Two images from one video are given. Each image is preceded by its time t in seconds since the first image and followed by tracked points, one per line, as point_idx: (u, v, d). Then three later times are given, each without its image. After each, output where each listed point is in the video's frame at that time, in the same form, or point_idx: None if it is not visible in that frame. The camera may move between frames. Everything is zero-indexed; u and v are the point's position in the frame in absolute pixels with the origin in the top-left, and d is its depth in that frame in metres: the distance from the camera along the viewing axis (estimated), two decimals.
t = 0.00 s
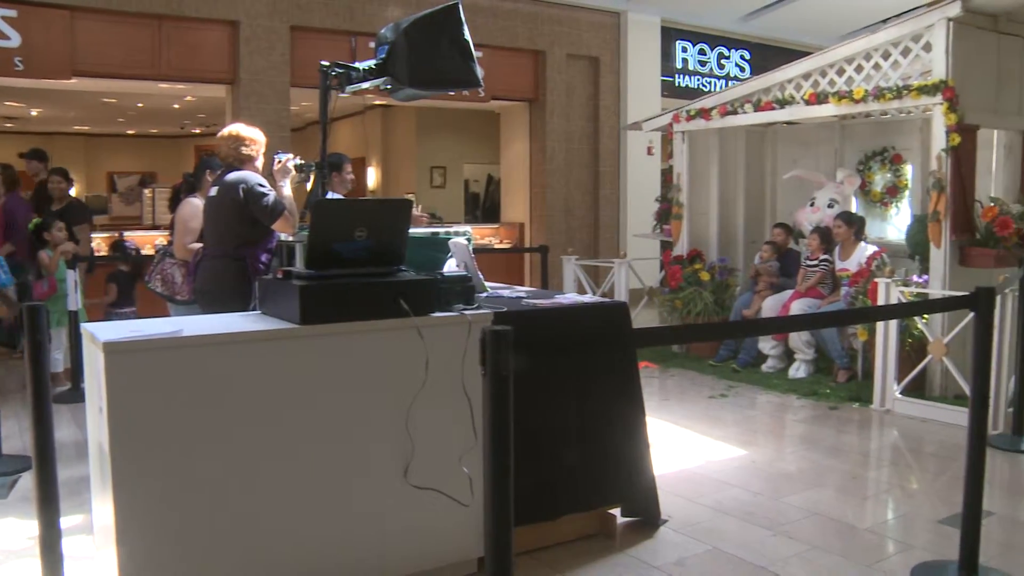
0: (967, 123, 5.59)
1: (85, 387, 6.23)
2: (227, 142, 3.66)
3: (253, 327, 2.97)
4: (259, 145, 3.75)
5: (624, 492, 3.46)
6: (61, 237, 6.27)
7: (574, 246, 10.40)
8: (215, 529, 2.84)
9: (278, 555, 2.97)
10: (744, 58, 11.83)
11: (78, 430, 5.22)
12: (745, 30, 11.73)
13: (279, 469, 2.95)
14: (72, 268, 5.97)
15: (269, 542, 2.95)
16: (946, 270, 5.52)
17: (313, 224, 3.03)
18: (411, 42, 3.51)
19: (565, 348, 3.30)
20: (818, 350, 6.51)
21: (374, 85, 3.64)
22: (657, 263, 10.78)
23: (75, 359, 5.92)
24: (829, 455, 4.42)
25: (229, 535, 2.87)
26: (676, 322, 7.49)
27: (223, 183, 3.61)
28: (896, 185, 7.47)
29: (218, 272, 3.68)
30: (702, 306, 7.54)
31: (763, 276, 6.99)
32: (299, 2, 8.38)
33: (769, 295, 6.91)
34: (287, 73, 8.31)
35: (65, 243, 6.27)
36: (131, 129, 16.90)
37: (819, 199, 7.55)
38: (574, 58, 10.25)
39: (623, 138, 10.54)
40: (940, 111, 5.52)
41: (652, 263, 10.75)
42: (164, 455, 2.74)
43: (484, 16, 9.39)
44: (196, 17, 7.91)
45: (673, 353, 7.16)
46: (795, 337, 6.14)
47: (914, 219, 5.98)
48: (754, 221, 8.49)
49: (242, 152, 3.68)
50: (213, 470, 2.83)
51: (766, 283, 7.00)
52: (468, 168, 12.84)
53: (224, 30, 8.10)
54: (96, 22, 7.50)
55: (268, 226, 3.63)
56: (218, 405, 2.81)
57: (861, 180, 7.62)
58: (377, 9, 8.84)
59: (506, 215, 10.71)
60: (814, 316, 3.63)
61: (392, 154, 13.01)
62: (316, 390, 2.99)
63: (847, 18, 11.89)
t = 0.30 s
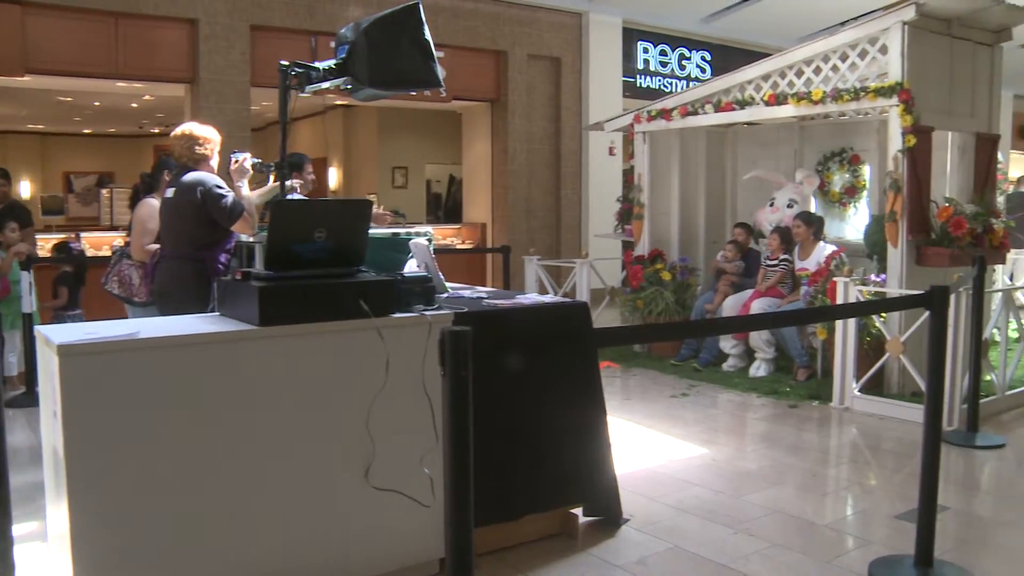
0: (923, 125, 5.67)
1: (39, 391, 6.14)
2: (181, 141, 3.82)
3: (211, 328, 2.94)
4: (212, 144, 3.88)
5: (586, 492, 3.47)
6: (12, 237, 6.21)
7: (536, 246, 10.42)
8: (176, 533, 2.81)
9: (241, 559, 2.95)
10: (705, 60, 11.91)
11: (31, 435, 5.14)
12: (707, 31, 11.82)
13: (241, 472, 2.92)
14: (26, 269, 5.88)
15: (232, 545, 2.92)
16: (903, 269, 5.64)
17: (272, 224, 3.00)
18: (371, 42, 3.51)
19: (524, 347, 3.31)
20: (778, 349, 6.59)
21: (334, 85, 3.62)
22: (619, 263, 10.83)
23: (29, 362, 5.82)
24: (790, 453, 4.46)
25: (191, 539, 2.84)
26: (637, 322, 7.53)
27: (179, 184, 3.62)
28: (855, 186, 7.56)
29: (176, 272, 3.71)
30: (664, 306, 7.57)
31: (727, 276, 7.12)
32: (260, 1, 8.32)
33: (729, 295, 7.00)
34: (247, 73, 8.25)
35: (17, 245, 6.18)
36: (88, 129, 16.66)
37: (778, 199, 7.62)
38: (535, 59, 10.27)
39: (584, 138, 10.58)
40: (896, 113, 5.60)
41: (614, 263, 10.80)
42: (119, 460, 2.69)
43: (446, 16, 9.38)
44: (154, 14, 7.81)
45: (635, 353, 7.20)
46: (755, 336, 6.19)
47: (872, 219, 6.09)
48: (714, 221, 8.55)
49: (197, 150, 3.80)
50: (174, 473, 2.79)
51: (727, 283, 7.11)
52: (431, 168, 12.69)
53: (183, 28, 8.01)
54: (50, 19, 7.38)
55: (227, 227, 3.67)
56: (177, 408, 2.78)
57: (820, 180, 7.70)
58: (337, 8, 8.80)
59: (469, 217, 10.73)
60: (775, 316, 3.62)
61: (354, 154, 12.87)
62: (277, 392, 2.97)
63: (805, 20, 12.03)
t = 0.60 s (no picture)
0: (883, 126, 5.74)
1: None
2: (143, 140, 3.77)
3: (171, 330, 2.89)
4: (175, 143, 3.84)
5: (554, 491, 3.51)
6: None
7: (501, 246, 10.43)
8: (138, 539, 2.75)
9: (208, 563, 2.91)
10: (670, 60, 11.95)
11: None
12: (671, 32, 11.87)
13: (206, 474, 2.88)
14: None
15: (198, 549, 2.88)
16: (864, 269, 5.71)
17: (234, 225, 2.96)
18: (334, 42, 3.50)
19: (490, 347, 3.34)
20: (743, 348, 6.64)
21: (297, 85, 3.63)
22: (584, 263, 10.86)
23: None
24: (752, 451, 4.50)
25: (156, 544, 2.79)
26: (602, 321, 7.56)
27: (142, 185, 3.62)
28: (817, 186, 7.63)
29: (138, 274, 3.71)
30: (629, 305, 7.62)
31: (691, 277, 7.20)
32: None
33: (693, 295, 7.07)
34: (210, 72, 8.17)
35: None
36: (47, 128, 16.38)
37: (741, 199, 7.68)
38: (500, 59, 10.27)
39: (549, 138, 10.60)
40: (857, 114, 5.67)
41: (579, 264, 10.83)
42: (79, 465, 2.63)
43: (410, 16, 9.35)
44: (115, 12, 7.71)
45: (600, 352, 7.23)
46: (719, 336, 6.22)
47: (833, 219, 6.15)
48: (678, 220, 8.58)
49: (159, 150, 3.76)
50: (134, 478, 2.74)
51: (692, 283, 7.20)
52: (396, 168, 12.63)
53: (144, 26, 7.91)
54: (8, 16, 7.24)
55: (190, 228, 3.66)
56: (140, 411, 2.73)
57: (783, 180, 7.77)
58: (301, 7, 8.75)
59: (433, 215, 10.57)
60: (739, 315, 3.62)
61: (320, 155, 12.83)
62: (241, 393, 2.94)
63: (767, 21, 12.15)
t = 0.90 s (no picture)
0: (847, 126, 5.81)
1: None
2: (108, 140, 3.73)
3: (135, 332, 2.79)
4: (142, 143, 3.80)
5: (521, 491, 3.54)
6: None
7: (468, 247, 10.45)
8: (101, 547, 2.66)
9: (179, 570, 2.82)
10: (636, 61, 11.97)
11: None
12: (638, 33, 11.91)
13: (176, 479, 2.79)
14: None
15: (168, 557, 2.80)
16: (830, 268, 5.80)
17: (199, 222, 2.90)
18: (300, 42, 3.49)
19: (458, 347, 3.36)
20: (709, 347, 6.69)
21: (262, 85, 3.61)
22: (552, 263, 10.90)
23: None
24: (720, 450, 4.54)
25: (125, 551, 2.71)
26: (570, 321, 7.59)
27: (105, 184, 3.57)
28: (782, 186, 7.70)
29: (102, 275, 3.66)
30: (596, 305, 7.66)
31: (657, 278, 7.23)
32: None
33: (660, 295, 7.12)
34: (174, 71, 8.10)
35: None
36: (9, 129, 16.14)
37: (708, 199, 7.74)
38: (467, 59, 10.28)
39: (517, 138, 10.62)
40: (822, 115, 5.73)
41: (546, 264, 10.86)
42: (39, 472, 2.53)
43: (377, 16, 9.34)
44: (76, 9, 7.61)
45: (568, 352, 7.25)
46: (686, 335, 6.27)
47: (799, 219, 6.18)
48: (645, 221, 8.59)
49: (125, 149, 3.71)
50: (97, 485, 2.64)
51: (658, 286, 7.22)
52: (363, 168, 12.40)
53: (107, 24, 7.82)
54: None
55: (155, 227, 3.61)
56: (106, 416, 2.63)
57: (748, 180, 7.83)
58: (267, 7, 8.70)
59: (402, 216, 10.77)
60: (707, 315, 3.55)
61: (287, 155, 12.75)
62: (210, 397, 2.84)
63: (733, 23, 12.23)
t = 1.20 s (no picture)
0: (817, 127, 5.86)
1: None
2: (75, 139, 3.69)
3: (101, 334, 2.74)
4: (109, 143, 3.76)
5: (491, 493, 3.54)
6: None
7: (440, 247, 10.45)
8: (66, 553, 2.60)
9: None
10: (608, 61, 12.00)
11: None
12: (610, 34, 11.94)
13: (148, 481, 2.74)
14: None
15: (141, 560, 2.75)
16: (800, 268, 5.86)
17: (168, 221, 2.80)
18: (270, 42, 3.47)
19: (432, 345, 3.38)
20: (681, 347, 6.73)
21: (231, 84, 3.59)
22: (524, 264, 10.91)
23: None
24: (691, 448, 4.57)
25: (95, 555, 2.66)
26: (542, 321, 7.61)
27: (73, 184, 3.55)
28: (753, 186, 7.75)
29: (68, 277, 3.63)
30: (568, 305, 7.69)
31: (628, 280, 7.24)
32: None
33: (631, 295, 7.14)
34: (143, 70, 8.04)
35: None
36: None
37: (679, 199, 7.83)
38: (439, 60, 10.27)
39: (489, 139, 10.63)
40: (792, 115, 5.77)
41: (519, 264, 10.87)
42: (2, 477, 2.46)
43: (348, 16, 9.32)
44: (43, 7, 7.51)
45: (540, 352, 7.27)
46: (657, 335, 6.30)
47: (769, 219, 6.21)
48: (618, 220, 8.62)
49: (92, 149, 3.68)
50: (62, 490, 2.57)
51: (629, 287, 7.24)
52: (335, 169, 12.37)
53: (75, 21, 7.73)
54: None
55: (123, 228, 3.59)
56: (75, 417, 2.58)
57: (719, 180, 7.88)
58: (237, 6, 8.65)
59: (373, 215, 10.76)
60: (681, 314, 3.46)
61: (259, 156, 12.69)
62: (181, 397, 2.79)
63: (704, 25, 12.31)
